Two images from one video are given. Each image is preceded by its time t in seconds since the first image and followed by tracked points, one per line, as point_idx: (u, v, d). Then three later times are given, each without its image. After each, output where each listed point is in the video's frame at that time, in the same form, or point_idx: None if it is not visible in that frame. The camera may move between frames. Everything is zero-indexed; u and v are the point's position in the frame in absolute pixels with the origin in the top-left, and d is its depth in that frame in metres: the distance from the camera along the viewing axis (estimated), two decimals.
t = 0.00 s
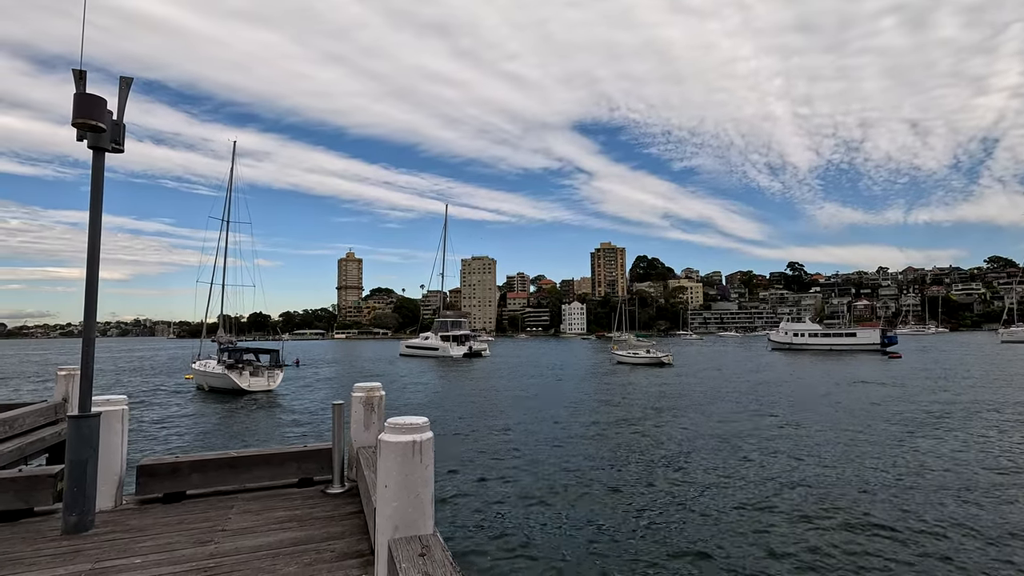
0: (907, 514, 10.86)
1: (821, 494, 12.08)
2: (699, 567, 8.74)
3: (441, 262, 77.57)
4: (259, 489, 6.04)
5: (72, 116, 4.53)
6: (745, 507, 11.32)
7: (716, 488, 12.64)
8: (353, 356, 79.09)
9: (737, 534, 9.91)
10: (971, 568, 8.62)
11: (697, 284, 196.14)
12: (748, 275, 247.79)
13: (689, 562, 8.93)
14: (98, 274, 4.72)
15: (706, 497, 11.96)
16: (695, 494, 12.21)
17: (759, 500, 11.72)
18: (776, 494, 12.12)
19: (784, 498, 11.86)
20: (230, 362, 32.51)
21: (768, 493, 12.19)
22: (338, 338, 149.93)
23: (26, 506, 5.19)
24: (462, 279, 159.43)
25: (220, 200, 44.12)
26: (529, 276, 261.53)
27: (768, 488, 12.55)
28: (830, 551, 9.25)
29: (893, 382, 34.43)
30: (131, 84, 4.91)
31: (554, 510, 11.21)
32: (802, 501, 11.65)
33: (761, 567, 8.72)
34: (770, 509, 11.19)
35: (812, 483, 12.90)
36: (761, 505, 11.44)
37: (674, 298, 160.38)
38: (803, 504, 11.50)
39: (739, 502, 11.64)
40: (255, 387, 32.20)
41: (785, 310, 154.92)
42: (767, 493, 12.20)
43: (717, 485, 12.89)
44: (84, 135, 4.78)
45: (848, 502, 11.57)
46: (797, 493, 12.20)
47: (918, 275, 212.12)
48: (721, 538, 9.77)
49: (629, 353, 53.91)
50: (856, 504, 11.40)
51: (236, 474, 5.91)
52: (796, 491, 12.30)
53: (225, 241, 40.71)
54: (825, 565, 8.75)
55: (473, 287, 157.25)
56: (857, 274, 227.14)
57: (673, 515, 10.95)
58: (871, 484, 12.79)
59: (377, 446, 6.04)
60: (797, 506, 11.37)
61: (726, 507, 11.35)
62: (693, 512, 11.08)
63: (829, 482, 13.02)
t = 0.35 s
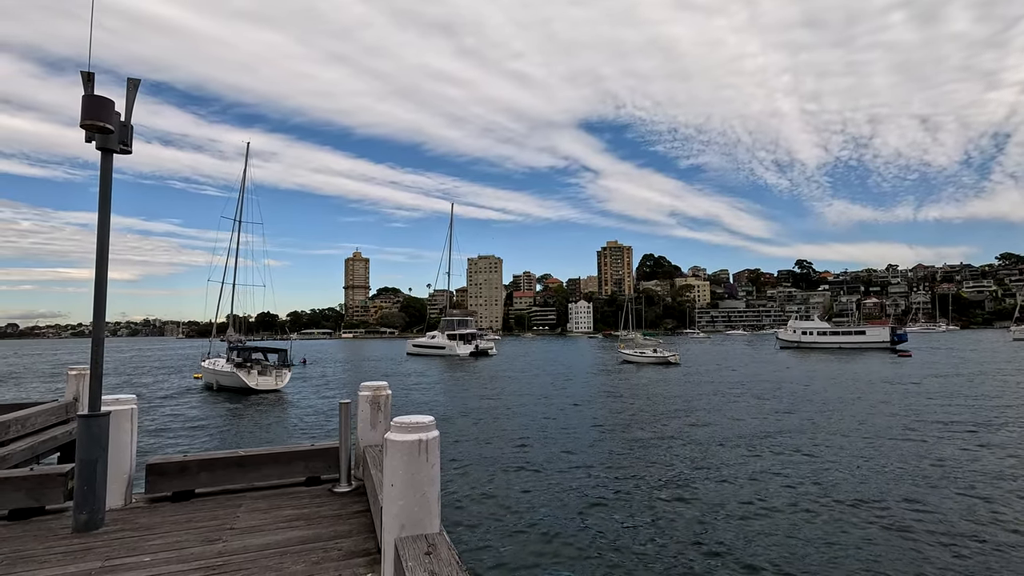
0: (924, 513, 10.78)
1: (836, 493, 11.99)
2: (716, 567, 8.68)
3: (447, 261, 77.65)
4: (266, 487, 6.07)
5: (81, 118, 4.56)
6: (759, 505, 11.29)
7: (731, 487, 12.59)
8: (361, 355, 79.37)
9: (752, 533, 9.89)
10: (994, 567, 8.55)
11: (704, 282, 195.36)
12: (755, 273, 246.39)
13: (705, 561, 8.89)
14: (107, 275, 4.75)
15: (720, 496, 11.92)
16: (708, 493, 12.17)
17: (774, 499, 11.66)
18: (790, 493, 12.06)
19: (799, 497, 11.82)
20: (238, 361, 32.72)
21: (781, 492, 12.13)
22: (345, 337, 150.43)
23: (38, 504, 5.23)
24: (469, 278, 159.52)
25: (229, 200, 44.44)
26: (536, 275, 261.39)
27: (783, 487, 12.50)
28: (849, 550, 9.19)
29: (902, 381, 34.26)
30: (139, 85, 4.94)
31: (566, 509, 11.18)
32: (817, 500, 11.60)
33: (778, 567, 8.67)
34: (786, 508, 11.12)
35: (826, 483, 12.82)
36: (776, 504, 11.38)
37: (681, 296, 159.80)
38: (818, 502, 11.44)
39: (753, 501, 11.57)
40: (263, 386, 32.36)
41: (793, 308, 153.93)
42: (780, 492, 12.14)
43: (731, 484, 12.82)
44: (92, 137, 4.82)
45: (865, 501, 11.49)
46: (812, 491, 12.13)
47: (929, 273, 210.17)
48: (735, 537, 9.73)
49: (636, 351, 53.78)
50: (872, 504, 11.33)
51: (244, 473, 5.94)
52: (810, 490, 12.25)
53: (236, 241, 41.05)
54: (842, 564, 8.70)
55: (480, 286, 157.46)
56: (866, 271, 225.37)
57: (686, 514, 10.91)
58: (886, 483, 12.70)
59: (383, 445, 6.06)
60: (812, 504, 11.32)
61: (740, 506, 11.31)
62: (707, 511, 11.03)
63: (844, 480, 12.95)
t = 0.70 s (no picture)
0: (936, 512, 10.69)
1: (846, 492, 11.90)
2: (726, 566, 8.66)
3: (454, 261, 77.76)
4: (275, 486, 6.11)
5: (90, 120, 4.60)
6: (768, 504, 11.23)
7: (740, 486, 12.53)
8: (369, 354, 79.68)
9: (762, 532, 9.83)
10: (1008, 565, 8.51)
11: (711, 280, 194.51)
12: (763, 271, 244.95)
13: (716, 558, 8.93)
14: (117, 276, 4.80)
15: (730, 495, 11.88)
16: (717, 492, 12.13)
17: (785, 498, 11.60)
18: (800, 492, 11.98)
19: (809, 496, 11.74)
20: (247, 359, 32.94)
21: (792, 491, 12.07)
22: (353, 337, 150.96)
23: (51, 502, 5.29)
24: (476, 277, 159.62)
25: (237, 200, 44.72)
26: (543, 274, 261.19)
27: (794, 486, 12.41)
28: (861, 548, 9.13)
29: (912, 379, 34.06)
30: (147, 87, 4.97)
31: (576, 508, 11.19)
32: (828, 499, 11.51)
33: (790, 565, 8.67)
34: (796, 507, 11.06)
35: (838, 481, 12.72)
36: (786, 503, 11.32)
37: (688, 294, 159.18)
38: (830, 502, 11.35)
39: (763, 500, 11.51)
40: (272, 384, 32.56)
41: (802, 305, 152.89)
42: (791, 491, 12.08)
43: (741, 482, 12.76)
44: (101, 139, 4.86)
45: (876, 500, 11.39)
46: (823, 490, 12.05)
47: (940, 270, 208.12)
48: (746, 536, 9.70)
49: (643, 349, 53.65)
50: (884, 503, 11.23)
51: (252, 471, 5.97)
52: (820, 489, 12.17)
53: (245, 240, 41.36)
54: (854, 562, 8.69)
55: (487, 284, 157.65)
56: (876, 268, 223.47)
57: (695, 513, 10.88)
58: (896, 481, 12.69)
59: (391, 444, 6.09)
60: (824, 503, 11.24)
61: (750, 505, 11.26)
62: (718, 509, 11.05)
63: (855, 479, 12.85)
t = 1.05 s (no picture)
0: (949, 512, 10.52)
1: (851, 488, 11.98)
2: (736, 567, 8.53)
3: (462, 259, 77.95)
4: (286, 483, 6.17)
5: (103, 121, 4.65)
6: (777, 502, 11.17)
7: (749, 484, 12.38)
8: (378, 352, 79.95)
9: (773, 532, 9.71)
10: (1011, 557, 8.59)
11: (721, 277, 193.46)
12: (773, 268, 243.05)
13: (722, 552, 9.02)
14: (130, 276, 4.85)
15: (739, 494, 11.74)
16: (726, 491, 11.99)
17: (795, 497, 11.44)
18: (806, 487, 12.08)
19: (819, 495, 11.61)
20: (258, 357, 33.19)
21: (802, 490, 11.90)
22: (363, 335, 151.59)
23: (67, 499, 5.37)
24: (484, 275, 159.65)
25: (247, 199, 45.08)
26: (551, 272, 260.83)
27: (803, 485, 12.26)
28: (873, 549, 9.00)
29: (923, 376, 33.73)
30: (158, 89, 5.02)
31: (583, 508, 11.08)
32: (838, 498, 11.36)
33: (795, 558, 8.78)
34: (806, 506, 10.92)
35: (849, 480, 12.55)
36: (796, 502, 11.17)
37: (698, 291, 158.38)
38: (840, 500, 11.20)
39: (772, 499, 11.37)
40: (282, 382, 32.82)
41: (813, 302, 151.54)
42: (801, 490, 11.93)
43: (750, 481, 12.61)
44: (113, 140, 4.91)
45: (878, 495, 11.48)
46: (834, 489, 11.87)
47: (953, 266, 205.37)
48: (752, 532, 9.74)
49: (652, 347, 53.47)
50: (894, 500, 11.17)
51: (264, 468, 6.02)
52: (830, 487, 12.01)
53: (255, 240, 41.61)
54: (859, 555, 8.79)
55: (495, 282, 157.78)
56: (888, 264, 221.12)
57: (704, 512, 10.73)
58: (900, 476, 12.78)
59: (401, 442, 6.12)
60: (835, 503, 11.07)
61: (759, 504, 11.11)
62: (724, 504, 11.16)
63: (866, 478, 12.68)
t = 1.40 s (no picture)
0: (968, 512, 10.40)
1: (856, 485, 12.04)
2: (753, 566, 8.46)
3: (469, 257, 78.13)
4: (296, 480, 6.21)
5: (113, 122, 4.70)
6: (781, 499, 11.22)
7: (760, 483, 12.33)
8: (385, 350, 80.28)
9: (790, 532, 9.60)
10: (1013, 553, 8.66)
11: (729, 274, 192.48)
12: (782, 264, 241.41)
13: (727, 548, 9.08)
14: (140, 276, 4.90)
15: (754, 493, 11.66)
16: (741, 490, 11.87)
17: (811, 497, 11.34)
18: (810, 484, 12.14)
19: (828, 493, 11.58)
20: (267, 355, 33.44)
21: (817, 489, 11.80)
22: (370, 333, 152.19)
23: (80, 495, 5.44)
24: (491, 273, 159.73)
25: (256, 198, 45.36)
26: (558, 269, 260.55)
27: (817, 484, 12.17)
28: (889, 549, 8.93)
29: (937, 373, 33.39)
30: (167, 89, 5.06)
31: (596, 507, 10.99)
32: (848, 496, 11.33)
33: (799, 553, 8.85)
34: (821, 506, 10.82)
35: (863, 478, 12.46)
36: (811, 501, 11.06)
37: (706, 289, 157.70)
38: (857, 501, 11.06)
39: (787, 498, 11.26)
40: (291, 380, 33.05)
41: (823, 299, 150.42)
42: (816, 489, 11.80)
43: (763, 479, 12.54)
44: (123, 140, 4.96)
45: (882, 491, 11.55)
46: (849, 489, 11.76)
47: (965, 262, 203.01)
48: (756, 528, 9.81)
49: (660, 344, 53.38)
50: (898, 497, 11.23)
51: (273, 466, 6.07)
52: (845, 487, 11.91)
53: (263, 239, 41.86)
54: (862, 551, 8.85)
55: (502, 280, 158.01)
56: (899, 261, 219.05)
57: (719, 512, 10.65)
58: (903, 473, 12.84)
59: (408, 439, 6.14)
60: (851, 503, 10.95)
61: (775, 504, 10.99)
62: (728, 501, 11.22)
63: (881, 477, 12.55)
